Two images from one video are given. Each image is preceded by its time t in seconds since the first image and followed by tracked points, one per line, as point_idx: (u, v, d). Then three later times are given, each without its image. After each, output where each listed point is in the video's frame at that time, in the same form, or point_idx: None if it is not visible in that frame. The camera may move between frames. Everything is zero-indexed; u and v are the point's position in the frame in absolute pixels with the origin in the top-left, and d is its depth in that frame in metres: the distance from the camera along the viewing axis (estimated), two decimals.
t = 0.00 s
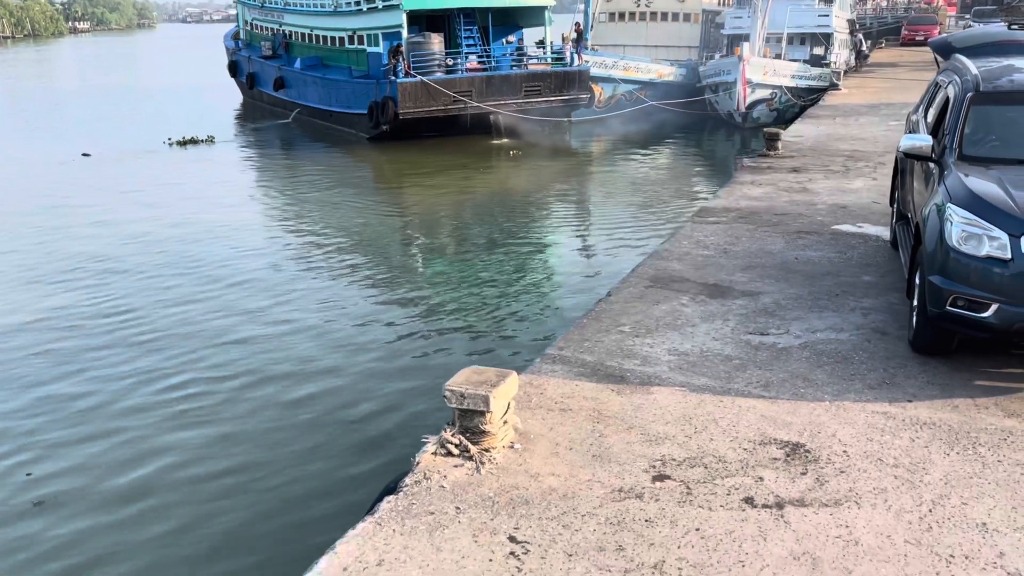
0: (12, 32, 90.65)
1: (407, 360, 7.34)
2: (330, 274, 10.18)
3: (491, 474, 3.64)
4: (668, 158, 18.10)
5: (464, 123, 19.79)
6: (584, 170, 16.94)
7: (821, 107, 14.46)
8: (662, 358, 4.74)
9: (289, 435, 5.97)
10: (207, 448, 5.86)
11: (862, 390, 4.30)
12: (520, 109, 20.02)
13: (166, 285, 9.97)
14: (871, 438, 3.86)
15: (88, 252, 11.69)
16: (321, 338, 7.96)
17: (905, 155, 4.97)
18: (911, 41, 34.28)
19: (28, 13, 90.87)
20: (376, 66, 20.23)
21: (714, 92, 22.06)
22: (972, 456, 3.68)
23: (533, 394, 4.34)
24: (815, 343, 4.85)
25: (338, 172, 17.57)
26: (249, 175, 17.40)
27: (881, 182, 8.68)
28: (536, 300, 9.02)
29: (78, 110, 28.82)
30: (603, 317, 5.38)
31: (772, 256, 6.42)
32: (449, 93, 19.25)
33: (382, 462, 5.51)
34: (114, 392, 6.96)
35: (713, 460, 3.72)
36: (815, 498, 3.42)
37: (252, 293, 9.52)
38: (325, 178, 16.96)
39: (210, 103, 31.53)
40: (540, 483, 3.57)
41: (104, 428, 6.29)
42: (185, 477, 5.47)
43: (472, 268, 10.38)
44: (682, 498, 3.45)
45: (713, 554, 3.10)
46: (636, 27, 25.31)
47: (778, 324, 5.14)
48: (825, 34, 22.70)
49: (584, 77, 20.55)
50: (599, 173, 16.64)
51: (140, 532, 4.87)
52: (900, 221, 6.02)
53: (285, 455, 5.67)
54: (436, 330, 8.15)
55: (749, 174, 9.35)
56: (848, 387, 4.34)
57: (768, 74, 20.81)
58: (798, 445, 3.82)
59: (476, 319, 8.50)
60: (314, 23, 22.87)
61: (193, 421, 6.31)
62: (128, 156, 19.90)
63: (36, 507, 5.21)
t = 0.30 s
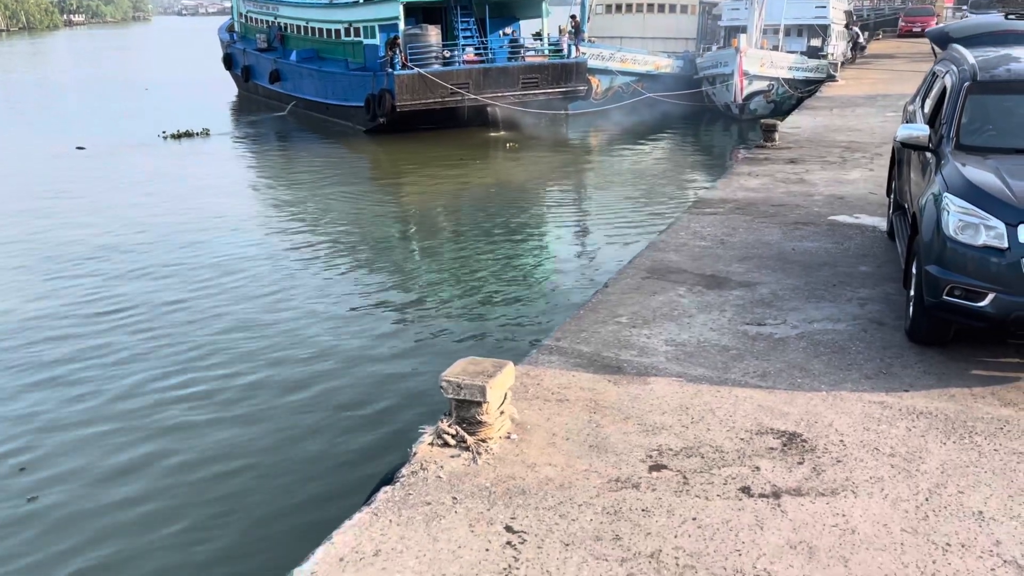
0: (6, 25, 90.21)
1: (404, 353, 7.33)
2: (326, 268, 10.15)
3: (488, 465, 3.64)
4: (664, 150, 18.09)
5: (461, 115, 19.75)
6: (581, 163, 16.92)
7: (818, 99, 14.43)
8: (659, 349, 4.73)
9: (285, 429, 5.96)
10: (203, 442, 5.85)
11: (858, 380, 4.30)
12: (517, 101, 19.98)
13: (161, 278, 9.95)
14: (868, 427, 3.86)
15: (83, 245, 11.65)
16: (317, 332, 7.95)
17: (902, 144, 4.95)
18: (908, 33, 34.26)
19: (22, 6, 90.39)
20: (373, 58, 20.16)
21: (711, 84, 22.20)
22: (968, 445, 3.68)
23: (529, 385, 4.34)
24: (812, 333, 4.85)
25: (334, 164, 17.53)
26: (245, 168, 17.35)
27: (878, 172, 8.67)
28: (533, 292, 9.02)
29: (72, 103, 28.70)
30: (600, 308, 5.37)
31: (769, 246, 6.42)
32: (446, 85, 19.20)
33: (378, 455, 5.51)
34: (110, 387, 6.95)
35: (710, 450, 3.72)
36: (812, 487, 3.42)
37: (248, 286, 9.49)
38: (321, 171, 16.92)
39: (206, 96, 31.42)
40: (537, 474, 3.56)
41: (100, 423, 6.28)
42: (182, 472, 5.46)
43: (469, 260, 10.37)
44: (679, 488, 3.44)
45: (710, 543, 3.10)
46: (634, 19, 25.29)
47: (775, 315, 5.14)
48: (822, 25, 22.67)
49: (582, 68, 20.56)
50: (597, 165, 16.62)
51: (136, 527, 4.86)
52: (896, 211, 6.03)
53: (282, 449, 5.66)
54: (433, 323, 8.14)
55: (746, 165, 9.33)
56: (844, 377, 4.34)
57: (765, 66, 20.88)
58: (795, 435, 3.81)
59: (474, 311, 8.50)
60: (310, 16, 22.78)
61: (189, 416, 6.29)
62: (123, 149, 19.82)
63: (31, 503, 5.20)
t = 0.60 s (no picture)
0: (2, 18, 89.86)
1: (402, 347, 7.33)
2: (324, 262, 10.14)
3: (487, 457, 3.64)
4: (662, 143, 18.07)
5: (458, 108, 19.70)
6: (580, 156, 16.90)
7: (816, 91, 14.43)
8: (658, 341, 4.73)
9: (284, 425, 5.96)
10: (201, 438, 5.85)
11: (857, 371, 4.31)
12: (515, 94, 19.95)
13: (158, 273, 9.94)
14: (866, 419, 3.86)
15: (79, 240, 11.62)
16: (315, 326, 7.94)
17: (901, 136, 4.95)
18: (906, 25, 34.29)
19: None
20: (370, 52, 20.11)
21: (709, 76, 22.08)
22: (967, 436, 3.68)
23: (528, 377, 4.34)
24: (811, 325, 4.86)
25: (332, 158, 17.49)
26: (241, 161, 17.30)
27: (876, 165, 8.68)
28: (533, 285, 9.04)
29: (68, 96, 28.59)
30: (598, 300, 5.37)
31: (768, 238, 6.42)
32: (444, 78, 19.16)
33: (376, 450, 5.52)
34: (108, 382, 6.94)
35: (709, 441, 3.72)
36: (810, 479, 3.43)
37: (245, 281, 9.48)
38: (319, 164, 16.89)
39: (202, 89, 31.31)
40: (537, 466, 3.57)
41: (98, 419, 6.28)
42: (179, 468, 5.46)
43: (468, 254, 10.37)
44: (679, 480, 3.45)
45: (710, 535, 3.10)
46: (630, 11, 25.25)
47: (774, 307, 5.14)
48: (820, 19, 22.64)
49: (581, 62, 20.54)
50: (595, 158, 16.61)
51: (135, 523, 4.86)
52: (895, 202, 6.03)
53: (281, 445, 5.66)
54: (431, 317, 8.14)
55: (745, 158, 9.33)
56: (843, 369, 4.35)
57: (764, 59, 20.92)
58: (793, 427, 3.82)
59: (473, 305, 8.51)
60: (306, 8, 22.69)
61: (186, 411, 6.29)
62: (118, 143, 19.77)
63: (30, 499, 5.20)
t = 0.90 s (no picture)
0: None
1: (401, 343, 7.32)
2: (322, 256, 10.13)
3: (488, 450, 3.65)
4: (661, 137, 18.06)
5: (457, 102, 19.66)
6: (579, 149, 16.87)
7: (816, 84, 14.40)
8: (658, 334, 4.73)
9: (283, 422, 5.96)
10: (201, 435, 5.86)
11: (856, 364, 4.31)
12: (514, 88, 19.91)
13: (157, 268, 9.93)
14: (866, 411, 3.87)
15: (77, 235, 11.61)
16: (314, 321, 7.94)
17: (901, 128, 4.94)
18: (905, 17, 34.20)
19: None
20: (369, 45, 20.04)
21: (707, 70, 22.27)
22: (967, 429, 3.69)
23: (528, 370, 4.34)
24: (810, 318, 4.86)
25: (330, 152, 17.47)
26: (239, 156, 17.27)
27: (876, 157, 8.67)
28: (532, 278, 9.04)
29: (65, 90, 28.51)
30: (598, 293, 5.37)
31: (768, 231, 6.41)
32: (443, 72, 19.11)
33: (375, 447, 5.53)
34: (107, 378, 6.94)
35: (709, 434, 3.73)
36: (811, 471, 3.43)
37: (244, 276, 9.48)
38: (317, 159, 16.86)
39: (199, 83, 31.22)
40: (537, 458, 3.57)
41: (97, 416, 6.29)
42: (179, 465, 5.47)
43: (467, 248, 10.37)
44: (679, 472, 3.45)
45: (710, 526, 3.11)
46: (630, 4, 25.46)
47: (774, 300, 5.14)
48: (820, 11, 22.29)
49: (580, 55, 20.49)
50: (594, 152, 16.58)
51: (135, 521, 4.87)
52: (895, 195, 6.03)
53: (280, 442, 5.66)
54: (430, 311, 8.14)
55: (744, 151, 9.32)
56: (843, 361, 4.35)
57: (762, 52, 20.89)
58: (793, 419, 3.82)
59: (472, 299, 8.51)
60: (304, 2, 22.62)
61: (186, 408, 6.30)
62: (116, 137, 19.73)
63: (29, 496, 5.20)
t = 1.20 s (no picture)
0: None
1: (399, 338, 7.31)
2: (321, 251, 10.12)
3: (488, 442, 3.64)
4: (660, 130, 18.02)
5: (455, 96, 19.62)
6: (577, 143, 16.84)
7: (814, 77, 14.38)
8: (658, 327, 4.72)
9: (282, 418, 5.96)
10: (200, 431, 5.85)
11: (857, 356, 4.30)
12: (514, 82, 19.87)
13: (154, 263, 9.91)
14: (866, 402, 3.86)
15: (74, 230, 11.59)
16: (313, 316, 7.92)
17: (901, 120, 4.92)
18: (904, 9, 34.15)
19: None
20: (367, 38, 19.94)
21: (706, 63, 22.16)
22: (967, 420, 3.68)
23: (528, 362, 4.33)
24: (810, 310, 4.85)
25: (328, 146, 17.43)
26: (235, 151, 17.23)
27: (875, 150, 8.65)
28: (532, 273, 9.02)
29: (61, 86, 28.43)
30: (598, 286, 5.36)
31: (767, 224, 6.40)
32: (442, 65, 19.04)
33: (373, 442, 5.53)
34: (105, 374, 6.93)
35: (709, 426, 3.72)
36: (811, 462, 3.43)
37: (242, 271, 9.46)
38: (315, 153, 16.82)
39: (197, 77, 31.14)
40: (537, 451, 3.56)
41: (95, 412, 6.28)
42: (178, 462, 5.46)
43: (466, 242, 10.35)
44: (679, 464, 3.45)
45: (711, 518, 3.10)
46: None
47: (774, 292, 5.13)
48: (819, 5, 22.47)
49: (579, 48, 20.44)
50: (593, 145, 16.55)
51: (134, 517, 4.87)
52: (895, 187, 6.02)
53: (279, 438, 5.66)
54: (428, 306, 8.13)
55: (743, 144, 9.30)
56: (843, 353, 4.34)
57: (761, 45, 21.04)
58: (794, 411, 3.81)
59: (471, 293, 8.49)
60: None
61: (184, 404, 6.29)
62: (112, 132, 19.67)
63: (27, 493, 5.19)
